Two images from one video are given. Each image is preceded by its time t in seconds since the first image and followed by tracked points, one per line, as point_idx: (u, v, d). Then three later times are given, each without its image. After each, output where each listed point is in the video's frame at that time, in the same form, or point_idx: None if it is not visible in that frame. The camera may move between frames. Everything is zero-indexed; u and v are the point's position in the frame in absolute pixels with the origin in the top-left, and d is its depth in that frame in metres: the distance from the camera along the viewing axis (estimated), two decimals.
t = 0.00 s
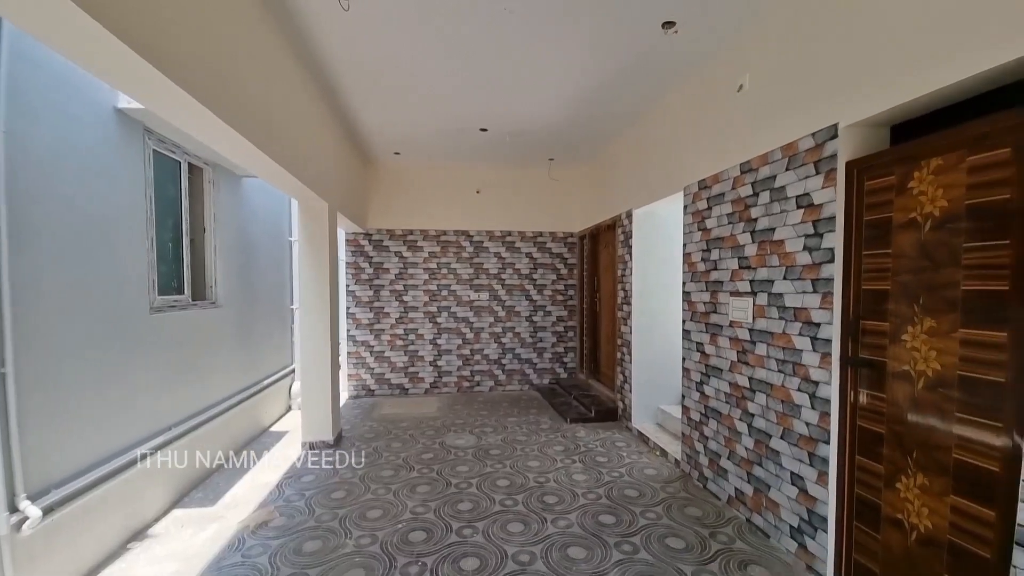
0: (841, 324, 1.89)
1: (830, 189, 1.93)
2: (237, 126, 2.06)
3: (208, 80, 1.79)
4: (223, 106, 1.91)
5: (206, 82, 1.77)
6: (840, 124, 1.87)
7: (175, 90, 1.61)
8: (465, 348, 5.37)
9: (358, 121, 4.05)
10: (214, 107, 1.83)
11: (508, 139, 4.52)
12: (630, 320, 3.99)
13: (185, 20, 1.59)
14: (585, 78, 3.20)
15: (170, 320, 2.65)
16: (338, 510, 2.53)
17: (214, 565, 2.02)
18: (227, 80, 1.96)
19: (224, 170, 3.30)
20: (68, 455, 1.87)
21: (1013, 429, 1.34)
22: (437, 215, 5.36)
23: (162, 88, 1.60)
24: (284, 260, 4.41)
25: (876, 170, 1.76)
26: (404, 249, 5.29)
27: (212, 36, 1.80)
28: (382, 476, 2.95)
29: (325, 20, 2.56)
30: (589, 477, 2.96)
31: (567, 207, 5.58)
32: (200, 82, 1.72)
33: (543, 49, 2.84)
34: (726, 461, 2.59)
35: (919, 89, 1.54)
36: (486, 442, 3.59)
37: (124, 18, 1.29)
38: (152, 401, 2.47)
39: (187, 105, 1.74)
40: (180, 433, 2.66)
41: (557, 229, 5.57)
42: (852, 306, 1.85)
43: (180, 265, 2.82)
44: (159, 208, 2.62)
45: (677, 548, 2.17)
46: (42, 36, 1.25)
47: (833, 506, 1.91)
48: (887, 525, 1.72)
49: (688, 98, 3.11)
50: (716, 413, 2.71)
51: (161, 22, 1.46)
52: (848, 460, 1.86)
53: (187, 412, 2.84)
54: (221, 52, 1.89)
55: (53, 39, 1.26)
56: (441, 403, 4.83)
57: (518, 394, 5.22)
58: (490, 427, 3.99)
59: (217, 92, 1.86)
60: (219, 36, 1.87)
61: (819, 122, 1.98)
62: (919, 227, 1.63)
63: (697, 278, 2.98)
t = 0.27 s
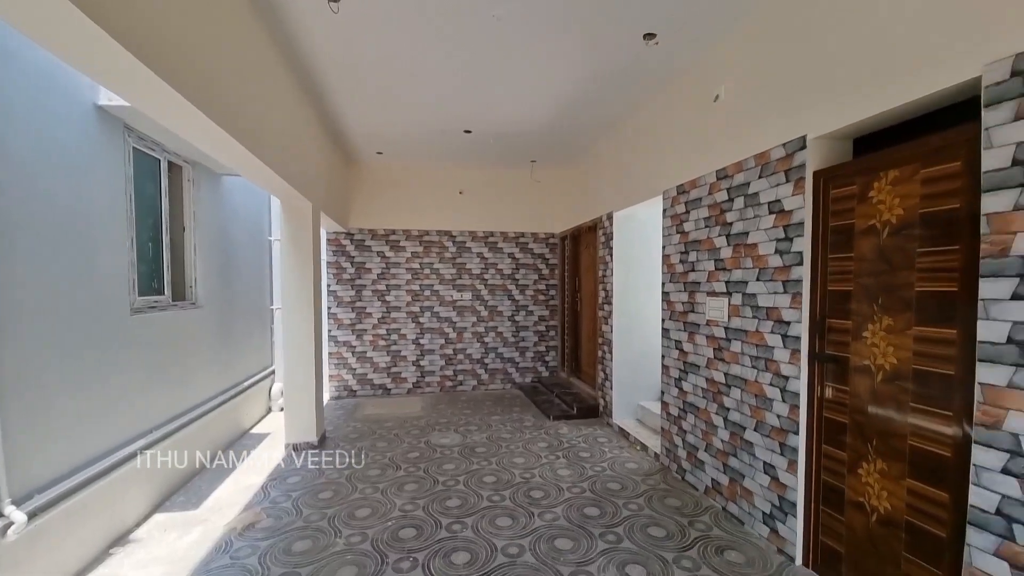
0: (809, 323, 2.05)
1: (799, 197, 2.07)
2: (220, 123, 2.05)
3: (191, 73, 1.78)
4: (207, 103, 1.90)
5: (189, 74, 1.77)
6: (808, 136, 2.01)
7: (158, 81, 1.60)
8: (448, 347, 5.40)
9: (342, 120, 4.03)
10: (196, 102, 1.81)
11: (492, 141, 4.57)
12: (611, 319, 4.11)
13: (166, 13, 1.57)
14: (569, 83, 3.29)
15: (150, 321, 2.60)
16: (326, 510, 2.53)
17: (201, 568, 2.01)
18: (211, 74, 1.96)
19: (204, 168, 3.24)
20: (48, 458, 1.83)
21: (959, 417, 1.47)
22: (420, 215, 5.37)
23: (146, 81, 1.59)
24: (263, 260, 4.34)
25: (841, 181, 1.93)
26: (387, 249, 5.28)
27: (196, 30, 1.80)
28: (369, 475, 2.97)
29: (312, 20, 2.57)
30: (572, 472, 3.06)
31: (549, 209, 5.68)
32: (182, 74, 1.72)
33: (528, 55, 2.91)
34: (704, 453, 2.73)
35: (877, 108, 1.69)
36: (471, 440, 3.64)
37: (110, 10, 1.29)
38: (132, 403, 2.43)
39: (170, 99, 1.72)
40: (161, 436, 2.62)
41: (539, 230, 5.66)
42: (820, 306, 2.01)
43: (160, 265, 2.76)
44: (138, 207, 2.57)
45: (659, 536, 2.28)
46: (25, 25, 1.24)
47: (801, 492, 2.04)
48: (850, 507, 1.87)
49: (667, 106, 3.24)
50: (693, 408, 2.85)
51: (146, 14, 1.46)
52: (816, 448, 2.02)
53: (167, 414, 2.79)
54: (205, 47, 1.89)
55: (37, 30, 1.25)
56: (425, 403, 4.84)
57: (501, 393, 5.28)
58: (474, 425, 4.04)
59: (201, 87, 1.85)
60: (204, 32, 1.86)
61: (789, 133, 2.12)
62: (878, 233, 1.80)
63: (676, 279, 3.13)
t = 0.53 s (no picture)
0: (779, 321, 2.19)
1: (770, 203, 2.23)
2: (205, 120, 2.02)
3: (179, 72, 1.76)
4: (192, 100, 1.88)
5: (177, 74, 1.75)
6: (778, 147, 2.16)
7: (148, 82, 1.58)
8: (430, 347, 5.41)
9: (323, 120, 4.00)
10: (183, 98, 1.79)
11: (474, 143, 4.62)
12: (591, 318, 4.22)
13: (157, 12, 1.56)
14: (551, 89, 3.38)
15: (127, 322, 2.53)
16: (312, 510, 2.53)
17: (186, 572, 1.99)
18: (195, 73, 1.93)
19: (181, 165, 3.17)
20: (21, 464, 1.78)
21: (913, 407, 1.62)
22: (401, 215, 5.36)
23: (138, 82, 1.58)
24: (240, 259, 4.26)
25: (807, 189, 2.07)
26: (368, 249, 5.26)
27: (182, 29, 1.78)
28: (354, 475, 2.97)
29: (298, 21, 2.57)
30: (556, 467, 3.14)
31: (530, 210, 5.76)
32: (170, 74, 1.70)
33: (513, 61, 2.98)
34: (681, 447, 2.86)
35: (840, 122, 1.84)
36: (455, 439, 3.68)
37: (111, 17, 1.29)
38: (109, 407, 2.37)
39: (157, 96, 1.70)
40: (138, 440, 2.56)
41: (520, 231, 5.73)
42: (788, 306, 2.15)
43: (136, 265, 2.70)
44: (114, 205, 2.50)
45: (640, 526, 2.37)
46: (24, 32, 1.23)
47: (772, 480, 2.19)
48: (816, 492, 2.01)
49: (646, 113, 3.36)
50: (671, 403, 2.99)
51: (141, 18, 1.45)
52: (785, 438, 2.16)
53: (144, 418, 2.73)
54: (190, 46, 1.87)
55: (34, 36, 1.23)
56: (407, 403, 4.84)
57: (482, 392, 5.33)
58: (458, 424, 4.08)
59: (186, 84, 1.83)
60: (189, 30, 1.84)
61: (760, 144, 2.28)
62: (841, 237, 1.93)
63: (654, 279, 3.27)
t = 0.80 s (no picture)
0: (753, 318, 2.32)
1: (744, 207, 2.36)
2: (190, 115, 1.98)
3: (164, 67, 1.73)
4: (177, 94, 1.85)
5: (162, 68, 1.71)
6: (752, 153, 2.29)
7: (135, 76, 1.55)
8: (411, 347, 5.39)
9: (303, 116, 3.94)
10: (168, 91, 1.75)
11: (456, 142, 4.63)
12: (572, 317, 4.31)
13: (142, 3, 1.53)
14: (535, 91, 3.44)
15: (101, 322, 2.45)
16: (297, 511, 2.51)
17: None
18: (179, 67, 1.90)
19: (155, 160, 3.07)
20: None
21: (874, 396, 1.76)
22: (381, 214, 5.32)
23: (123, 75, 1.54)
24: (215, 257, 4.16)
25: (779, 194, 2.21)
26: (347, 247, 5.20)
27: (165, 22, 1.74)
28: (338, 475, 2.96)
29: (283, 16, 2.54)
30: (540, 462, 3.21)
31: (511, 210, 5.80)
32: (156, 68, 1.67)
33: (498, 63, 3.02)
34: (661, 440, 2.97)
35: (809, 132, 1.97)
36: (439, 437, 3.70)
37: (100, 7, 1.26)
38: (82, 410, 2.29)
39: (141, 89, 1.66)
40: (113, 443, 2.48)
41: (501, 230, 5.77)
42: (761, 304, 2.29)
43: (109, 263, 2.61)
44: (87, 201, 2.42)
45: (623, 516, 2.47)
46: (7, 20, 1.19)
47: (747, 468, 2.32)
48: (787, 478, 2.15)
49: (627, 117, 3.47)
50: (651, 398, 3.11)
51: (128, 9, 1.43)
52: (758, 429, 2.29)
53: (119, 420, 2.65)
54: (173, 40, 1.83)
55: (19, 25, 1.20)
56: (388, 403, 4.81)
57: (464, 391, 5.35)
58: (441, 423, 4.10)
59: (171, 79, 1.79)
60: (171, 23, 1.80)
61: (735, 150, 2.41)
62: (810, 240, 2.07)
63: (634, 279, 3.38)
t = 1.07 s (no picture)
0: (726, 317, 2.46)
1: (718, 212, 2.49)
2: (176, 113, 1.95)
3: (152, 65, 1.71)
4: (164, 92, 1.82)
5: (150, 67, 1.69)
6: (725, 161, 2.43)
7: (125, 74, 1.53)
8: (390, 347, 5.37)
9: (282, 114, 3.88)
10: (156, 89, 1.73)
11: (437, 143, 4.65)
12: (553, 316, 4.41)
13: None
14: (518, 95, 3.52)
15: (72, 324, 2.36)
16: (281, 513, 2.49)
17: None
18: (164, 65, 1.87)
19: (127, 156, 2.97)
20: None
21: (836, 388, 1.92)
22: (360, 213, 5.27)
23: (113, 74, 1.52)
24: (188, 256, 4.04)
25: (751, 201, 2.35)
26: (325, 247, 5.13)
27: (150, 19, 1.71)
28: (321, 476, 2.94)
29: (268, 16, 2.52)
30: (523, 459, 3.27)
31: (491, 211, 5.85)
32: (145, 67, 1.65)
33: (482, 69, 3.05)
34: (640, 434, 3.10)
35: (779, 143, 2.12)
36: (422, 437, 3.72)
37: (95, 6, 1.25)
38: (54, 415, 2.21)
39: (128, 85, 1.62)
40: (86, 448, 2.40)
41: (481, 231, 5.81)
42: (734, 304, 2.43)
43: (80, 263, 2.52)
44: (59, 198, 2.34)
45: (606, 508, 2.56)
46: None
47: (721, 458, 2.46)
48: (759, 467, 2.30)
49: (606, 123, 3.58)
50: (630, 394, 3.23)
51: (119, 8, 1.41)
52: (732, 421, 2.44)
53: (92, 425, 2.57)
54: (158, 37, 1.80)
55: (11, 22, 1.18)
56: (367, 404, 4.78)
57: (444, 391, 5.37)
58: (423, 423, 4.11)
59: (157, 76, 1.76)
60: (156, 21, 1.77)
61: (709, 158, 2.55)
62: (778, 243, 2.21)
63: (614, 280, 3.50)
